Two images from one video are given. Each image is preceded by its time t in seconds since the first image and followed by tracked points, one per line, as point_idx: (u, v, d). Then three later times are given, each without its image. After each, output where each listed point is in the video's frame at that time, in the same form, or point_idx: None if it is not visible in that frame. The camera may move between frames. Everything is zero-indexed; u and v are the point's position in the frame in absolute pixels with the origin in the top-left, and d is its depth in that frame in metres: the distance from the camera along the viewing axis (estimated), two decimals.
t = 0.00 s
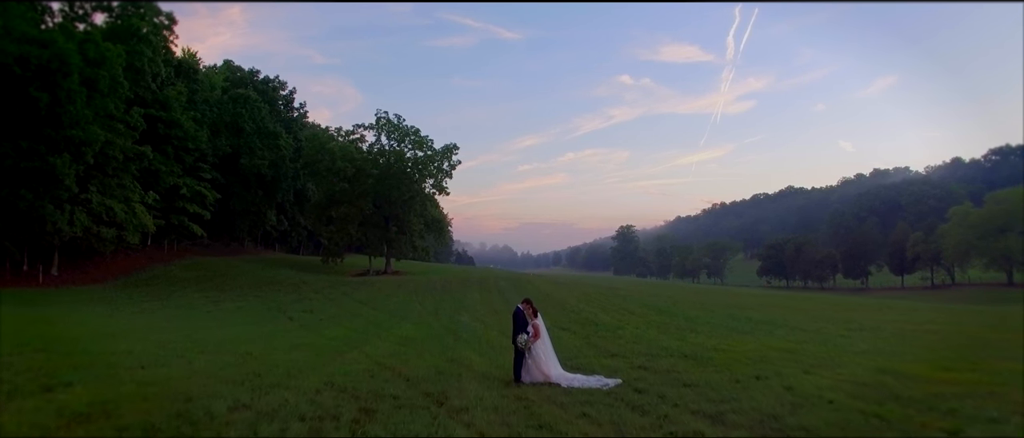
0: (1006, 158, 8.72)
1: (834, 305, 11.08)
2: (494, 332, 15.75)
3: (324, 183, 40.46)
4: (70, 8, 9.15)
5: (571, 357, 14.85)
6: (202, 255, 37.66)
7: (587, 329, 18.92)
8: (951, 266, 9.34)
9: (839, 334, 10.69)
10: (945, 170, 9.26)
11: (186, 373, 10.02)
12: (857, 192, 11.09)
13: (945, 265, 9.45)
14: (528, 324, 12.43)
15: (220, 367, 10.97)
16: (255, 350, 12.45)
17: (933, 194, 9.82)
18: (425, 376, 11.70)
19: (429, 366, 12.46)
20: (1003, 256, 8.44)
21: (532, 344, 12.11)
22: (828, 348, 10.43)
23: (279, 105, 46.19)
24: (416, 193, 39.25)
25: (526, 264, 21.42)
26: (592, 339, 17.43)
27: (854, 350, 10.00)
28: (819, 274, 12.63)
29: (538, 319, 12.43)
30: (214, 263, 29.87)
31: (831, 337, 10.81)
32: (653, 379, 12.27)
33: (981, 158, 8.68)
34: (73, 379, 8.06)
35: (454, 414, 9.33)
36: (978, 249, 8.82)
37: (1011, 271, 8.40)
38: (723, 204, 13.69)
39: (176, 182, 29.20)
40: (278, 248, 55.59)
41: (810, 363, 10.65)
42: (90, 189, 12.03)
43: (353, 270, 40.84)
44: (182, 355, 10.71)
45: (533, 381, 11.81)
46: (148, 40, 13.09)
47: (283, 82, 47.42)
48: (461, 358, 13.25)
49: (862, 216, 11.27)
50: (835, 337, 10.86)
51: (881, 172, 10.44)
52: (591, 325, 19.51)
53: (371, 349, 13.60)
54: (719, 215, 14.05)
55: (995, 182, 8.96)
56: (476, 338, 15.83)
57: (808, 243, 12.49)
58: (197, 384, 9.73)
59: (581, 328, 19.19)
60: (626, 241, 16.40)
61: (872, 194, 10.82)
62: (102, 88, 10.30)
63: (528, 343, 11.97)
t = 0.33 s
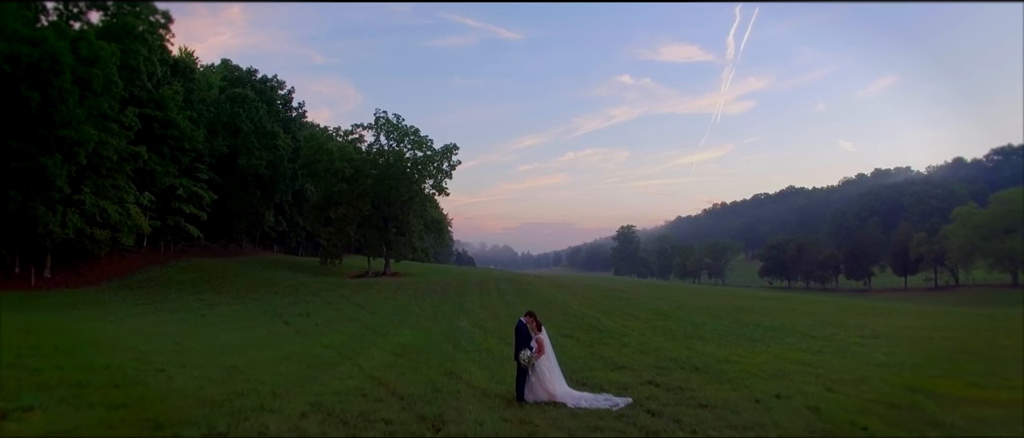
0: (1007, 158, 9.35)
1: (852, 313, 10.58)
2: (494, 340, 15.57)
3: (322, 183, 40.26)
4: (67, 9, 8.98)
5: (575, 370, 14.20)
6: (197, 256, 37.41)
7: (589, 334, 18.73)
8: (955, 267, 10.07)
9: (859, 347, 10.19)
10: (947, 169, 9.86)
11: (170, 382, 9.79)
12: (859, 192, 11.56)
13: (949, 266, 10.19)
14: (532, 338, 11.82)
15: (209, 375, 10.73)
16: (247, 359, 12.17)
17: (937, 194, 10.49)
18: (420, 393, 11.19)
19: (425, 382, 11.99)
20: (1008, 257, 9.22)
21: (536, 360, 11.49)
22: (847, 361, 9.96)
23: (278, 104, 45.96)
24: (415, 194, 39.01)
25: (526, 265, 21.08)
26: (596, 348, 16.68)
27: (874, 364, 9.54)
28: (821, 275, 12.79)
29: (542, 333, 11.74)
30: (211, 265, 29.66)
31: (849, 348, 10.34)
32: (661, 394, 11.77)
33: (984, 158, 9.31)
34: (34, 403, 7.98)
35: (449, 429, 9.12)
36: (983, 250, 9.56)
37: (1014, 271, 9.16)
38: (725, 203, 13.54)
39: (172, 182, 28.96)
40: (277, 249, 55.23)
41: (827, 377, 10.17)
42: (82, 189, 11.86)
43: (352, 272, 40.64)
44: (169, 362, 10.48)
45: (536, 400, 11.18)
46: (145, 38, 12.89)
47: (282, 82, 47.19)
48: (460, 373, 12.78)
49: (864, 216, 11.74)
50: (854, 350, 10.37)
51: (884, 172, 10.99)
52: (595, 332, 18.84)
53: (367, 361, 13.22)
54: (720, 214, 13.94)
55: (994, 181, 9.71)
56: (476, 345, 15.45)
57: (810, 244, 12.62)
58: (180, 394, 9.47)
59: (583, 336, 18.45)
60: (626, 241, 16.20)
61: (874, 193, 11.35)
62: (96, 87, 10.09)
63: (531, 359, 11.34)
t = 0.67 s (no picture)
0: (1009, 158, 9.56)
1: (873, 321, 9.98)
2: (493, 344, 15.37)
3: (320, 184, 40.02)
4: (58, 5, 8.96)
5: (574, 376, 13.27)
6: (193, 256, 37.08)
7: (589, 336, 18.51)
8: (960, 268, 10.06)
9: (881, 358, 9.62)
10: (950, 167, 9.97)
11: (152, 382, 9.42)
12: (861, 192, 11.75)
13: (954, 267, 10.14)
14: (535, 355, 10.48)
15: (194, 378, 10.37)
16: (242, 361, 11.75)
17: (939, 195, 10.54)
18: (419, 413, 10.15)
19: (422, 400, 10.96)
20: (1014, 258, 9.32)
21: (540, 381, 10.29)
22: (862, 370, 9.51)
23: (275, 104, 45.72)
24: (415, 194, 38.73)
25: (527, 265, 20.75)
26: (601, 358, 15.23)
27: (896, 377, 9.00)
28: (823, 276, 13.00)
29: (546, 350, 10.46)
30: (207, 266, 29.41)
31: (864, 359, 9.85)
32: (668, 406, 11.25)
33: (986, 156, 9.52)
34: None
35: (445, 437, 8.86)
36: (988, 251, 9.65)
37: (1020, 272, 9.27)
38: (725, 204, 14.07)
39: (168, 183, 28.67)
40: (276, 250, 54.88)
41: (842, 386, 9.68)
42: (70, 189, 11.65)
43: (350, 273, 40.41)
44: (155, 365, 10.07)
45: (541, 423, 10.17)
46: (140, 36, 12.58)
47: (280, 82, 46.92)
48: (458, 389, 11.77)
49: (866, 216, 11.86)
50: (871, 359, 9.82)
51: (885, 172, 11.16)
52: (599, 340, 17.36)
53: (359, 377, 12.12)
54: (719, 214, 14.31)
55: (999, 182, 9.88)
56: (475, 352, 15.03)
57: (812, 244, 12.77)
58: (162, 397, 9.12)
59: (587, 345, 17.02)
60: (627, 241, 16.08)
61: (876, 193, 11.46)
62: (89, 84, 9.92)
63: (534, 382, 10.14)
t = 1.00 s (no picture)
0: (1012, 158, 10.54)
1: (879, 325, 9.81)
2: (491, 350, 15.11)
3: (319, 184, 39.81)
4: (52, 4, 8.92)
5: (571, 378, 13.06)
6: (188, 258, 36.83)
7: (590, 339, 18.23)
8: (964, 269, 10.77)
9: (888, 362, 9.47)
10: (954, 169, 10.78)
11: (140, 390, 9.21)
12: (864, 193, 12.31)
13: (958, 269, 10.86)
14: (542, 380, 9.03)
15: (171, 394, 9.43)
16: (234, 367, 11.46)
17: (942, 196, 11.28)
18: (418, 421, 9.87)
19: (431, 401, 10.91)
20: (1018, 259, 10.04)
21: (545, 409, 8.96)
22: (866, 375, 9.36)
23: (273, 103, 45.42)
24: (414, 195, 38.50)
25: (526, 265, 20.56)
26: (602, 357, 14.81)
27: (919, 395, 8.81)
28: (825, 277, 13.05)
29: (552, 372, 9.06)
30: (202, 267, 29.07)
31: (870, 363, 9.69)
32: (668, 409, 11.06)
33: (992, 157, 10.43)
34: None
35: None
36: (994, 253, 10.30)
37: None
38: (725, 203, 14.91)
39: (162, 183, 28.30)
40: (273, 251, 54.60)
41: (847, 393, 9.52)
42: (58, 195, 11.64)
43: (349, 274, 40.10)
44: (136, 380, 9.34)
45: None
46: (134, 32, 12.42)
47: (277, 80, 46.65)
48: (457, 407, 10.65)
49: (867, 216, 12.33)
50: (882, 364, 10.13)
51: (889, 173, 11.97)
52: (602, 347, 15.82)
53: (349, 394, 11.04)
54: (720, 214, 15.07)
55: (1000, 183, 10.76)
56: (473, 355, 14.84)
57: (814, 245, 13.06)
58: (148, 412, 8.86)
59: (591, 352, 15.48)
60: (627, 242, 16.58)
61: (879, 194, 12.09)
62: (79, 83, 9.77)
63: (537, 410, 8.88)
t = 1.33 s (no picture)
0: (1014, 159, 9.19)
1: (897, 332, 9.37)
2: (489, 354, 14.79)
3: (317, 184, 39.59)
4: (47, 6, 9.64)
5: (574, 386, 12.24)
6: (185, 260, 36.53)
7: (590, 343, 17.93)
8: (969, 270, 9.60)
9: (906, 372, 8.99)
10: (953, 169, 9.74)
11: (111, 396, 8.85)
12: (865, 192, 11.39)
13: (963, 269, 9.68)
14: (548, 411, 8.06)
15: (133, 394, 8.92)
16: (222, 366, 11.08)
17: (945, 195, 10.18)
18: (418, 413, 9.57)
19: (429, 395, 10.51)
20: None
21: None
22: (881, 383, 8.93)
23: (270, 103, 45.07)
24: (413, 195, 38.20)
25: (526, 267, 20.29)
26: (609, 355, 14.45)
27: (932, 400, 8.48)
28: (828, 277, 12.72)
29: (560, 402, 8.08)
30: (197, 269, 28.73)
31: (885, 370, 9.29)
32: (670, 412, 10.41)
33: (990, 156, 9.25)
34: None
35: None
36: (1001, 254, 9.08)
37: None
38: (726, 204, 14.35)
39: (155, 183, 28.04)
40: (271, 253, 54.21)
41: (862, 402, 9.10)
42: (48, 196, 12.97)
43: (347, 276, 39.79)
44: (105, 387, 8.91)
45: None
46: (127, 30, 12.52)
47: (275, 80, 46.37)
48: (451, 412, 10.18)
49: (870, 217, 11.54)
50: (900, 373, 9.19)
51: (888, 174, 10.94)
52: (608, 358, 14.56)
53: (325, 389, 10.49)
54: (720, 214, 14.56)
55: (1005, 182, 9.56)
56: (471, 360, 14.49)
57: (817, 246, 12.62)
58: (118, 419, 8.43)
59: (598, 364, 14.03)
60: (630, 242, 16.42)
61: (880, 194, 11.09)
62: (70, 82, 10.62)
63: None
